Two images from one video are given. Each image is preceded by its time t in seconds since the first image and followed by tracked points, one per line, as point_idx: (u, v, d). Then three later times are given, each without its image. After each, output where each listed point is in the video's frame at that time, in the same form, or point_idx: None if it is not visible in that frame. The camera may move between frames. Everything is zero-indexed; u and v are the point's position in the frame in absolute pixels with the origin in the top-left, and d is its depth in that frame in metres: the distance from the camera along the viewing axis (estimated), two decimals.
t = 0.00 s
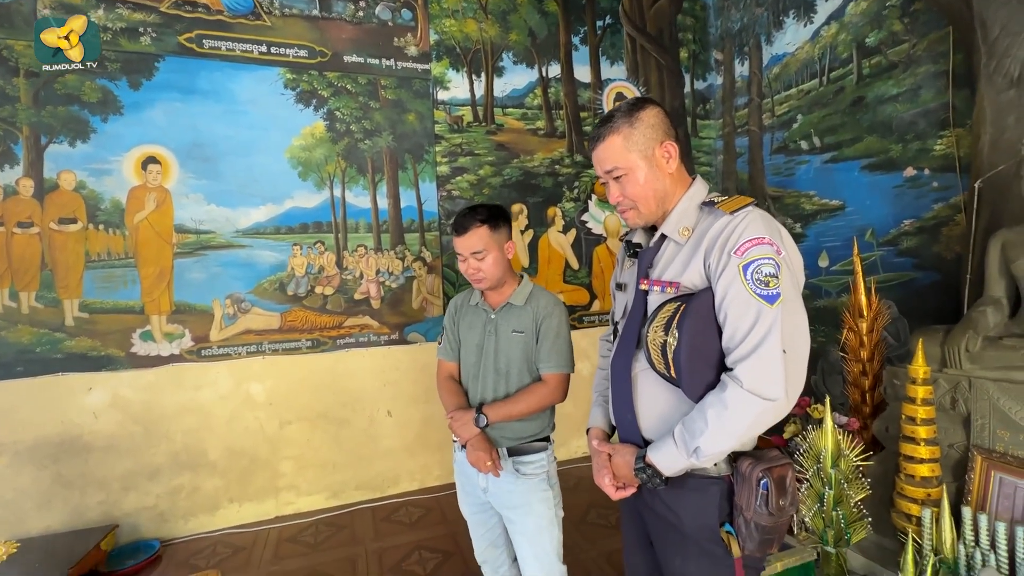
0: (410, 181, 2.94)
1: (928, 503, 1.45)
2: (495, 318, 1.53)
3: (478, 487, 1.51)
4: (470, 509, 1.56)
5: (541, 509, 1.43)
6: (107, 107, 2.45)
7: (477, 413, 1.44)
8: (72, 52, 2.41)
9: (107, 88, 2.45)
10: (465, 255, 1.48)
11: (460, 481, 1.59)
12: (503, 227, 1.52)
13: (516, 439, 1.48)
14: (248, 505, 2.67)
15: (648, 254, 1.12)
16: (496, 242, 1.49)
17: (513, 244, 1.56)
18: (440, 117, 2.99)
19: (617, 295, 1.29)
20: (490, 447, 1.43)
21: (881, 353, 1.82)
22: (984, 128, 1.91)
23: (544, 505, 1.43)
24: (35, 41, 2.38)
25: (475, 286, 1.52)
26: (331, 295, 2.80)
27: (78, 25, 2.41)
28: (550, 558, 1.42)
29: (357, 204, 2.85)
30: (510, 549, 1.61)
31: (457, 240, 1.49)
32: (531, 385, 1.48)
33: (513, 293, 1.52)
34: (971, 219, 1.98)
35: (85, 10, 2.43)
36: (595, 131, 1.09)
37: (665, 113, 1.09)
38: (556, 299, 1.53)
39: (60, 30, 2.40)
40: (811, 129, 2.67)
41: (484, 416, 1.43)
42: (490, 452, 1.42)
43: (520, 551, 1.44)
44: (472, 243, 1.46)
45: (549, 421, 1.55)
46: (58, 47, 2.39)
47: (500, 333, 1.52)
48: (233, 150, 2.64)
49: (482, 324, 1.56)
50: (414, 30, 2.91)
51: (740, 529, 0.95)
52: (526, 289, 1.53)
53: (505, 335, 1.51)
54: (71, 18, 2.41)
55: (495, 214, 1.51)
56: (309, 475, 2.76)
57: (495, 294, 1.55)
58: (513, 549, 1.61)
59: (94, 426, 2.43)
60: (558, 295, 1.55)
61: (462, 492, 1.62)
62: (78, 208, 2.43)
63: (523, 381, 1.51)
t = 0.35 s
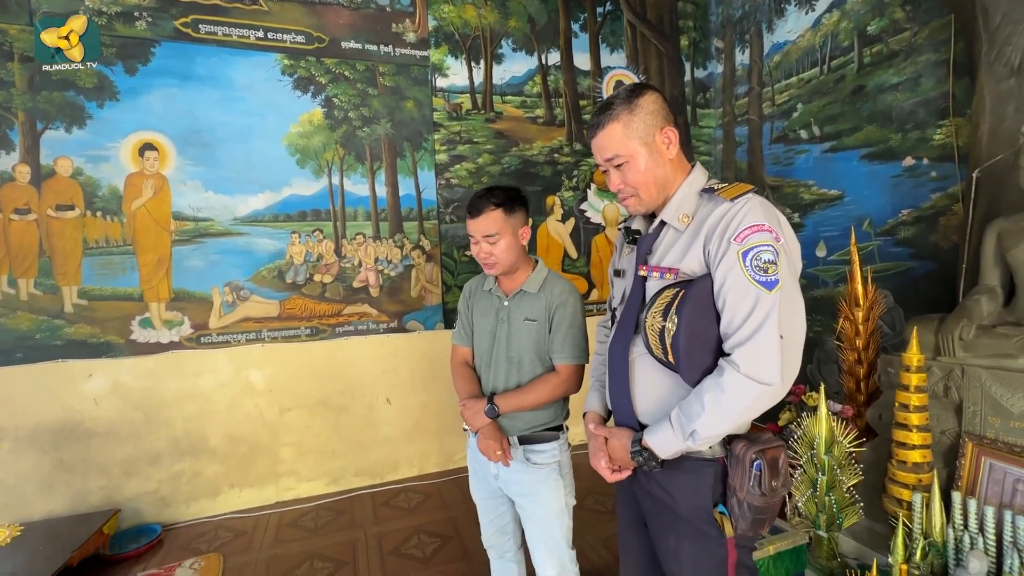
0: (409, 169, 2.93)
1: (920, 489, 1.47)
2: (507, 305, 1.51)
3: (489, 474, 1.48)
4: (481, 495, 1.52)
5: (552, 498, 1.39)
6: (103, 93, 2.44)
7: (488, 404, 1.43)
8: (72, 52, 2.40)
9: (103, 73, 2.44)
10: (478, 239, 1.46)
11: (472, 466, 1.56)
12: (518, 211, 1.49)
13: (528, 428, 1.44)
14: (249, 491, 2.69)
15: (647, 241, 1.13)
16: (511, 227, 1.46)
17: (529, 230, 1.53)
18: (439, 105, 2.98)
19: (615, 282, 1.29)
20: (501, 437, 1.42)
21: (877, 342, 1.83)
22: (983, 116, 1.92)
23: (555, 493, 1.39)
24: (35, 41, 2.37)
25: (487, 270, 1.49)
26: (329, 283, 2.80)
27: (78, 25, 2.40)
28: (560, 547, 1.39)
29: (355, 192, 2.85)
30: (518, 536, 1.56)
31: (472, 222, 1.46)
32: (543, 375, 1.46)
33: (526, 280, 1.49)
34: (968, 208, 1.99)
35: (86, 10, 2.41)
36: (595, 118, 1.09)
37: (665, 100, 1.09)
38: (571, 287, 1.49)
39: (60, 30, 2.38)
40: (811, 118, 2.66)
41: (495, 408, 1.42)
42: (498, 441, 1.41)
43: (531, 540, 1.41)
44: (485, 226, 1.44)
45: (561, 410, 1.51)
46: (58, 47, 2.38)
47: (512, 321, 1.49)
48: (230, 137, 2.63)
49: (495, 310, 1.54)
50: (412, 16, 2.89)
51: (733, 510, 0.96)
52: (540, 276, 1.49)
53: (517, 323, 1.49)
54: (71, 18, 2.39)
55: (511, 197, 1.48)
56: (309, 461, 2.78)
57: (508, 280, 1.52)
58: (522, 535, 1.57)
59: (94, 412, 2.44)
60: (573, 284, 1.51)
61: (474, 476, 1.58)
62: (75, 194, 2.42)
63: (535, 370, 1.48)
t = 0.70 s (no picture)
0: (409, 156, 2.93)
1: (909, 473, 1.50)
2: (519, 292, 1.52)
3: (502, 457, 1.50)
4: (491, 478, 1.53)
5: (562, 485, 1.39)
6: (101, 77, 2.43)
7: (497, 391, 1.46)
8: (72, 52, 2.39)
9: (101, 57, 2.43)
10: (491, 224, 1.46)
11: (487, 449, 1.56)
12: (535, 198, 1.49)
13: (539, 415, 1.45)
14: (251, 474, 2.73)
15: (649, 228, 1.14)
16: (526, 214, 1.46)
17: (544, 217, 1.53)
18: (439, 91, 2.97)
19: (615, 268, 1.31)
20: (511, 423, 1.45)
21: (872, 331, 1.85)
22: (984, 105, 1.92)
23: (566, 480, 1.40)
24: (35, 42, 2.36)
25: (500, 257, 1.49)
26: (330, 269, 2.82)
27: (78, 25, 2.39)
28: (567, 532, 1.40)
29: (355, 178, 2.85)
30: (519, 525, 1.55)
31: (485, 208, 1.46)
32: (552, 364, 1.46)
33: (539, 265, 1.49)
34: (965, 199, 2.00)
35: (85, 9, 2.40)
36: (599, 107, 1.09)
37: (669, 89, 1.09)
38: (583, 275, 1.48)
39: (60, 30, 2.38)
40: (812, 107, 2.65)
41: (503, 396, 1.45)
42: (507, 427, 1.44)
43: (540, 524, 1.43)
44: (499, 213, 1.44)
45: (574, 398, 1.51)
46: (58, 47, 2.38)
47: (523, 308, 1.50)
48: (230, 123, 2.63)
49: (507, 297, 1.56)
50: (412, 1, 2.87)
51: (728, 488, 0.99)
52: (552, 262, 1.49)
53: (527, 310, 1.49)
54: (71, 18, 2.38)
55: (527, 183, 1.48)
56: (311, 445, 2.82)
57: (522, 266, 1.53)
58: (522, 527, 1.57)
59: (97, 395, 2.47)
60: (586, 272, 1.50)
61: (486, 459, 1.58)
62: (75, 179, 2.43)
63: (546, 359, 1.49)
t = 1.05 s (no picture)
0: (410, 141, 2.94)
1: (896, 455, 1.54)
2: (522, 275, 1.55)
3: (510, 436, 1.53)
4: (498, 455, 1.56)
5: (566, 465, 1.42)
6: (102, 58, 2.43)
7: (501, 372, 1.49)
8: (72, 52, 2.39)
9: (101, 37, 2.42)
10: (497, 210, 1.48)
11: (495, 429, 1.60)
12: (539, 185, 1.50)
13: (544, 395, 1.49)
14: (254, 453, 2.78)
15: (648, 214, 1.16)
16: (531, 200, 1.48)
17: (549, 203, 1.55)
18: (441, 76, 2.97)
19: (614, 253, 1.33)
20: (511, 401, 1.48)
21: (865, 318, 1.89)
22: (983, 94, 1.94)
23: (570, 461, 1.42)
24: (35, 39, 2.36)
25: (505, 242, 1.52)
26: (331, 253, 2.84)
27: (78, 25, 2.39)
28: (569, 511, 1.43)
29: (357, 162, 2.86)
30: (518, 505, 1.59)
31: (492, 193, 1.48)
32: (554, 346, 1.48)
33: (541, 250, 1.52)
34: (962, 187, 2.02)
35: (85, 14, 2.40)
36: (602, 93, 1.11)
37: (671, 76, 1.11)
38: (585, 259, 1.50)
39: (60, 30, 2.38)
40: (813, 94, 2.66)
41: (507, 377, 1.48)
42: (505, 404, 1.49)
43: (542, 502, 1.47)
44: (506, 199, 1.46)
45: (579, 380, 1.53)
46: (58, 47, 2.38)
47: (527, 291, 1.53)
48: (231, 105, 2.63)
49: (512, 280, 1.59)
50: None
51: (718, 463, 1.02)
52: (555, 245, 1.51)
53: (531, 293, 1.52)
54: (71, 18, 2.38)
55: (533, 169, 1.49)
56: (313, 426, 2.86)
57: (526, 250, 1.55)
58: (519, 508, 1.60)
59: (103, 375, 2.51)
60: (587, 256, 1.52)
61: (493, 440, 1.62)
62: (78, 161, 2.44)
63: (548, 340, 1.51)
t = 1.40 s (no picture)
0: (413, 124, 2.94)
1: (886, 437, 1.58)
2: (518, 254, 1.55)
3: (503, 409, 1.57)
4: (492, 429, 1.60)
5: (557, 434, 1.46)
6: (105, 36, 2.43)
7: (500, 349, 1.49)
8: (72, 51, 2.40)
9: (104, 16, 2.42)
10: (497, 188, 1.49)
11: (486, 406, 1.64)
12: (539, 164, 1.51)
13: (538, 369, 1.51)
14: (260, 432, 2.83)
15: (650, 197, 1.18)
16: (531, 178, 1.49)
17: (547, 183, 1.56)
18: (444, 58, 2.96)
19: (615, 236, 1.35)
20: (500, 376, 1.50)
21: (861, 304, 1.91)
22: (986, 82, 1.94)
23: (562, 430, 1.47)
24: (35, 43, 2.36)
25: (503, 220, 1.53)
26: (335, 236, 2.86)
27: (78, 25, 2.40)
28: (562, 478, 1.46)
29: (360, 145, 2.86)
30: (517, 475, 1.63)
31: (492, 171, 1.49)
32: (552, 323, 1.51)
33: (538, 230, 1.53)
34: (962, 174, 2.03)
35: None
36: (605, 78, 1.12)
37: (674, 61, 1.12)
38: (582, 240, 1.53)
39: (60, 30, 2.38)
40: (818, 80, 2.65)
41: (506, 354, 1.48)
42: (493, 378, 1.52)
43: (535, 472, 1.50)
44: (506, 175, 1.47)
45: (570, 355, 1.57)
46: (58, 48, 2.39)
47: (522, 269, 1.54)
48: (235, 86, 2.63)
49: (507, 259, 1.58)
50: None
51: (712, 439, 1.06)
52: (551, 226, 1.53)
53: (527, 271, 1.53)
54: (71, 18, 2.39)
55: (533, 149, 1.51)
56: (317, 406, 2.91)
57: (522, 230, 1.57)
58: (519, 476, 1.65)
59: (111, 354, 2.55)
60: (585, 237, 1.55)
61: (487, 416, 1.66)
62: (83, 141, 2.45)
63: (543, 317, 1.54)
